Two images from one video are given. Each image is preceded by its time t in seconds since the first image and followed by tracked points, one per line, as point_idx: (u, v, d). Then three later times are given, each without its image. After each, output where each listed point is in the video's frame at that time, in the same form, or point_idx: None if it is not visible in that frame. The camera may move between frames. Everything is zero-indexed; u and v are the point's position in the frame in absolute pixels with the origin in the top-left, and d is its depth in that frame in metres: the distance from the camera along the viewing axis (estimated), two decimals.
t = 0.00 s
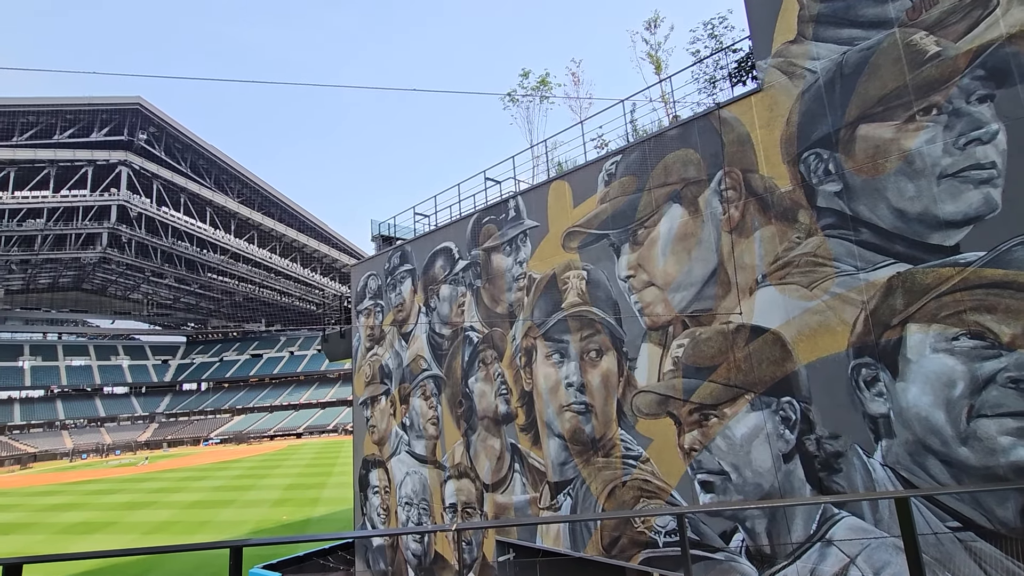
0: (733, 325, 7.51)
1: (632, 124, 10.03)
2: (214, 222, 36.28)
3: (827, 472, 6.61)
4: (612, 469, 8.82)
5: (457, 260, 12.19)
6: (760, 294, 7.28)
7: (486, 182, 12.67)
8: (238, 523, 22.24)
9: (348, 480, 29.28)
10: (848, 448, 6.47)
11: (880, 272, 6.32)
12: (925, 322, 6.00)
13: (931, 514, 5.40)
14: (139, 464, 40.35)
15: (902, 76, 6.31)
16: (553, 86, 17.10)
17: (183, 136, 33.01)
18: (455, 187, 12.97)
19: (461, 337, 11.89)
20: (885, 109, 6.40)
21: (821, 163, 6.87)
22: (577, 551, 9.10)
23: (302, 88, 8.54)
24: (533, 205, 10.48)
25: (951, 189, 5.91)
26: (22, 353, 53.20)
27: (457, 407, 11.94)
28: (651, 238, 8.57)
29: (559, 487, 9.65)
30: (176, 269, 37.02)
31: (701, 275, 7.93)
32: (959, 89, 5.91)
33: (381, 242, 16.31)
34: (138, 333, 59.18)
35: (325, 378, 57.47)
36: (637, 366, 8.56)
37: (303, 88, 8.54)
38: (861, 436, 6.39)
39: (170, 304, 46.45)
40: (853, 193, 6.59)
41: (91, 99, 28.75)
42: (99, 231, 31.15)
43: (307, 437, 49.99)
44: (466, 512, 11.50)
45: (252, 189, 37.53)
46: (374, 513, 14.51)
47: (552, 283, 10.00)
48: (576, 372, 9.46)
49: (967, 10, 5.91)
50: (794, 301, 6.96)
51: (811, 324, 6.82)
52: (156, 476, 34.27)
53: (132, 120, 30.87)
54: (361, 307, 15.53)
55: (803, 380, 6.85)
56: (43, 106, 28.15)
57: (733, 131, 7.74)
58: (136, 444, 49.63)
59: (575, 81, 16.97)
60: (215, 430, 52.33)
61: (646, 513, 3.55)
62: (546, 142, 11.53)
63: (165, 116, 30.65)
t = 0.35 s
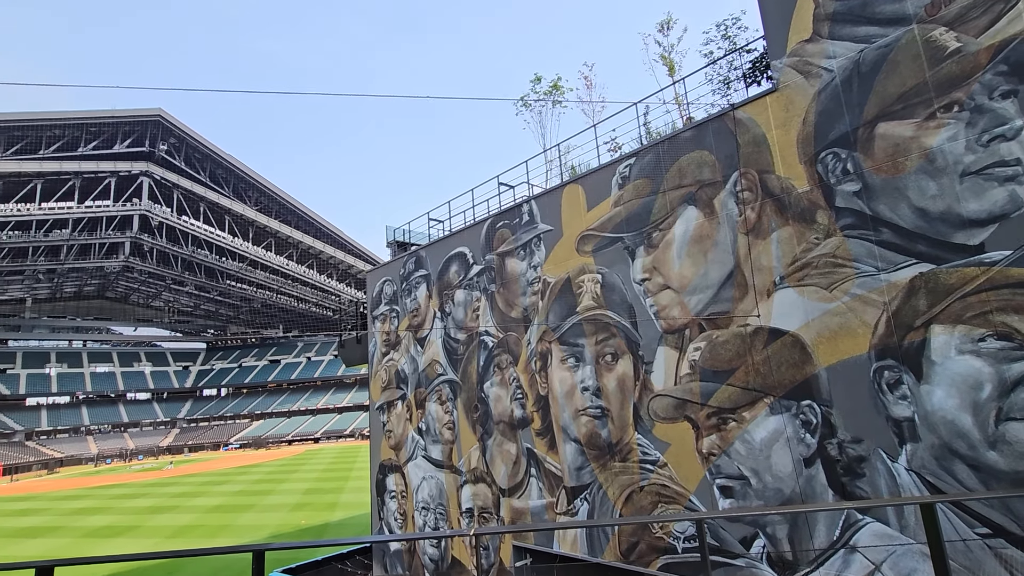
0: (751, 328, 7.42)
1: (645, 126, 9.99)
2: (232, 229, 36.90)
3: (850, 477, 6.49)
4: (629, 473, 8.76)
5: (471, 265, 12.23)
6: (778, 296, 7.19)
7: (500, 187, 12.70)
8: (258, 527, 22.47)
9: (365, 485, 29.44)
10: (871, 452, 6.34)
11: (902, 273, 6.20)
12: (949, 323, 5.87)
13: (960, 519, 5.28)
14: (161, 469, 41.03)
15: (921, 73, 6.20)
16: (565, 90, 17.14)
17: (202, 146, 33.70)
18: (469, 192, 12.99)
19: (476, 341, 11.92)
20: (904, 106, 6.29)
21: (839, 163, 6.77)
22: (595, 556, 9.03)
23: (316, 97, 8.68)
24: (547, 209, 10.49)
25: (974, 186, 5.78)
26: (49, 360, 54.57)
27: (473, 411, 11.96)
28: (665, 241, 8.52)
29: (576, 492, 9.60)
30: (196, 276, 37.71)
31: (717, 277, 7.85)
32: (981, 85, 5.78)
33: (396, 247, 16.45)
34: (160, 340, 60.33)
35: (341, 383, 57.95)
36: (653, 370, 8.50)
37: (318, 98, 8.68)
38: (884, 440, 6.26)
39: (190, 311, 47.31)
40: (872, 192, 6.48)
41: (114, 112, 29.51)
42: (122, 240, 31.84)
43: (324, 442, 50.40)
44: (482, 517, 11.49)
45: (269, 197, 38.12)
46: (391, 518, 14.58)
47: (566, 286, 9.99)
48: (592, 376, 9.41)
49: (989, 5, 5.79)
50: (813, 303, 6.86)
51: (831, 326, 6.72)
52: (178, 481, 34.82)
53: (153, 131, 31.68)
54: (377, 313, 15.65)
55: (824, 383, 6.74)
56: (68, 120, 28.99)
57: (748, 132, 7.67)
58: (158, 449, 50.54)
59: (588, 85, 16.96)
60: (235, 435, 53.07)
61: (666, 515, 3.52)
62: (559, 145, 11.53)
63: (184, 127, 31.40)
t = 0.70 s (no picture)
0: (770, 329, 7.32)
1: (659, 127, 9.92)
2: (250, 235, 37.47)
3: (875, 481, 6.35)
4: (647, 477, 8.68)
5: (486, 268, 12.25)
6: (797, 297, 7.07)
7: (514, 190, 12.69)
8: (277, 529, 22.70)
9: (382, 488, 29.64)
10: (897, 456, 6.20)
11: (926, 272, 6.07)
12: (976, 323, 5.72)
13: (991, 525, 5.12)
14: (183, 472, 41.75)
15: (943, 67, 6.08)
16: (578, 91, 17.12)
17: (221, 154, 34.32)
18: (483, 195, 13.01)
19: (492, 344, 11.93)
20: (926, 102, 6.16)
21: (859, 160, 6.65)
22: (613, 560, 8.96)
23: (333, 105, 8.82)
24: (561, 212, 10.47)
25: (1000, 183, 5.64)
26: (75, 365, 55.92)
27: (489, 414, 11.96)
28: (682, 242, 8.45)
29: (594, 495, 9.54)
30: (215, 282, 38.38)
31: (734, 278, 7.77)
32: (1006, 78, 5.63)
33: (411, 251, 16.54)
34: (182, 345, 61.45)
35: (359, 387, 58.44)
36: (670, 372, 8.42)
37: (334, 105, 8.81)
38: (910, 444, 6.11)
39: (210, 316, 48.14)
40: (894, 190, 6.36)
41: (136, 122, 30.15)
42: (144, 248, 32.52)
43: (342, 445, 50.82)
44: (500, 521, 11.48)
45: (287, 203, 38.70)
46: (409, 521, 14.62)
47: (582, 289, 9.95)
48: (608, 378, 9.36)
49: None
50: (834, 303, 6.74)
51: (853, 327, 6.59)
52: (200, 483, 35.38)
53: (174, 141, 32.41)
54: (393, 317, 15.75)
55: (846, 385, 6.62)
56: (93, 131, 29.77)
57: (765, 131, 7.57)
58: (180, 451, 51.46)
59: (601, 87, 16.92)
60: (255, 438, 53.80)
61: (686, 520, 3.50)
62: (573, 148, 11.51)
63: (203, 135, 32.06)
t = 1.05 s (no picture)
0: (793, 330, 7.19)
1: (677, 126, 9.83)
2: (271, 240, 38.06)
3: (903, 485, 6.20)
4: (668, 480, 8.59)
5: (503, 271, 12.27)
6: (820, 297, 6.95)
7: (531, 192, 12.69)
8: (299, 530, 22.97)
9: (402, 490, 29.81)
10: (926, 459, 6.04)
11: (955, 270, 5.92)
12: (1009, 323, 5.56)
13: None
14: (207, 473, 42.52)
15: (970, 60, 5.93)
16: (594, 92, 17.06)
17: (242, 161, 35.04)
18: (500, 198, 13.01)
19: (510, 347, 11.93)
20: (953, 96, 6.02)
21: (882, 157, 6.51)
22: (634, 564, 8.89)
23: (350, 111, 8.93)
24: (578, 213, 10.44)
25: None
26: (103, 369, 57.37)
27: (507, 417, 11.96)
28: (701, 242, 8.36)
29: (614, 498, 9.48)
30: (237, 287, 39.09)
31: (755, 278, 7.66)
32: None
33: (428, 255, 16.62)
34: (205, 349, 62.66)
35: (377, 389, 58.92)
36: (690, 374, 8.33)
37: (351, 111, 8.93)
38: (941, 446, 5.96)
39: (232, 320, 49.04)
40: (920, 187, 6.21)
41: (160, 131, 30.95)
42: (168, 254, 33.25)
43: (361, 447, 51.25)
44: (519, 523, 11.47)
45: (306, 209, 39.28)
46: (429, 523, 14.65)
47: (599, 290, 9.91)
48: (627, 381, 9.30)
49: None
50: (859, 303, 6.61)
51: (879, 327, 6.45)
52: (223, 485, 35.99)
53: (196, 149, 33.19)
54: (411, 319, 15.85)
55: (873, 386, 6.48)
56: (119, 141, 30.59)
57: (785, 129, 7.46)
58: (204, 453, 52.43)
59: (617, 87, 16.85)
60: (276, 440, 54.57)
61: (709, 524, 3.44)
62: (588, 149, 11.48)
63: (224, 143, 32.76)
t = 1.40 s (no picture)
0: (818, 330, 7.05)
1: (695, 125, 9.73)
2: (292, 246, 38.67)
3: (935, 488, 6.04)
4: (691, 483, 8.49)
5: (521, 273, 12.26)
6: (846, 296, 6.80)
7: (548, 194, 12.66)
8: (321, 532, 23.22)
9: (422, 492, 29.96)
10: (960, 462, 5.87)
11: (987, 267, 5.74)
12: None
13: None
14: (232, 476, 43.29)
15: (1000, 51, 5.76)
16: (610, 93, 16.98)
17: (263, 169, 35.78)
18: (517, 200, 13.01)
19: (529, 349, 11.91)
20: (983, 88, 5.85)
21: (909, 152, 6.34)
22: (657, 568, 8.80)
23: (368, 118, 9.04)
24: (595, 214, 10.39)
25: None
26: (131, 373, 58.89)
27: (527, 419, 11.95)
28: (721, 242, 8.25)
29: (635, 501, 9.39)
30: (260, 291, 39.79)
31: (778, 278, 7.53)
32: None
33: (447, 258, 16.71)
34: (229, 353, 63.90)
35: (397, 392, 59.36)
36: (712, 376, 8.23)
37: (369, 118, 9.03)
38: (975, 449, 5.77)
39: (255, 325, 49.93)
40: (948, 181, 6.04)
41: (185, 141, 31.71)
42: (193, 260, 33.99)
43: (382, 449, 51.65)
44: (541, 526, 11.44)
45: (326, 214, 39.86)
46: (450, 525, 14.70)
47: (618, 292, 9.84)
48: (647, 382, 9.22)
49: None
50: (887, 302, 6.46)
51: (908, 326, 6.29)
52: (248, 487, 36.59)
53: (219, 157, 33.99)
54: (430, 322, 15.96)
55: (902, 387, 6.32)
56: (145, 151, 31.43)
57: (807, 125, 7.33)
58: (229, 456, 53.43)
59: (633, 87, 16.76)
60: (299, 443, 55.33)
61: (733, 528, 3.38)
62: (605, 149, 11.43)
63: (246, 151, 33.46)
